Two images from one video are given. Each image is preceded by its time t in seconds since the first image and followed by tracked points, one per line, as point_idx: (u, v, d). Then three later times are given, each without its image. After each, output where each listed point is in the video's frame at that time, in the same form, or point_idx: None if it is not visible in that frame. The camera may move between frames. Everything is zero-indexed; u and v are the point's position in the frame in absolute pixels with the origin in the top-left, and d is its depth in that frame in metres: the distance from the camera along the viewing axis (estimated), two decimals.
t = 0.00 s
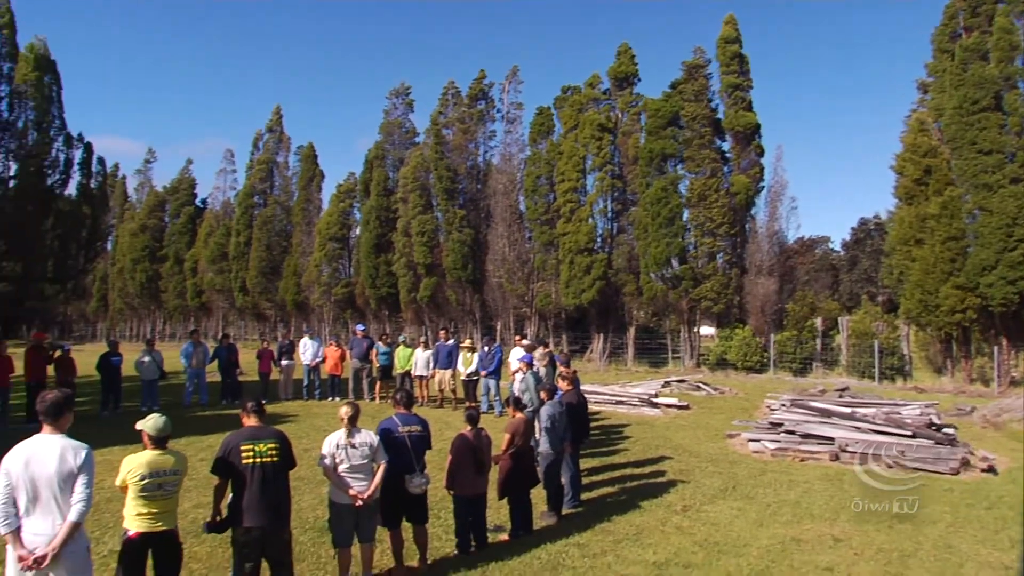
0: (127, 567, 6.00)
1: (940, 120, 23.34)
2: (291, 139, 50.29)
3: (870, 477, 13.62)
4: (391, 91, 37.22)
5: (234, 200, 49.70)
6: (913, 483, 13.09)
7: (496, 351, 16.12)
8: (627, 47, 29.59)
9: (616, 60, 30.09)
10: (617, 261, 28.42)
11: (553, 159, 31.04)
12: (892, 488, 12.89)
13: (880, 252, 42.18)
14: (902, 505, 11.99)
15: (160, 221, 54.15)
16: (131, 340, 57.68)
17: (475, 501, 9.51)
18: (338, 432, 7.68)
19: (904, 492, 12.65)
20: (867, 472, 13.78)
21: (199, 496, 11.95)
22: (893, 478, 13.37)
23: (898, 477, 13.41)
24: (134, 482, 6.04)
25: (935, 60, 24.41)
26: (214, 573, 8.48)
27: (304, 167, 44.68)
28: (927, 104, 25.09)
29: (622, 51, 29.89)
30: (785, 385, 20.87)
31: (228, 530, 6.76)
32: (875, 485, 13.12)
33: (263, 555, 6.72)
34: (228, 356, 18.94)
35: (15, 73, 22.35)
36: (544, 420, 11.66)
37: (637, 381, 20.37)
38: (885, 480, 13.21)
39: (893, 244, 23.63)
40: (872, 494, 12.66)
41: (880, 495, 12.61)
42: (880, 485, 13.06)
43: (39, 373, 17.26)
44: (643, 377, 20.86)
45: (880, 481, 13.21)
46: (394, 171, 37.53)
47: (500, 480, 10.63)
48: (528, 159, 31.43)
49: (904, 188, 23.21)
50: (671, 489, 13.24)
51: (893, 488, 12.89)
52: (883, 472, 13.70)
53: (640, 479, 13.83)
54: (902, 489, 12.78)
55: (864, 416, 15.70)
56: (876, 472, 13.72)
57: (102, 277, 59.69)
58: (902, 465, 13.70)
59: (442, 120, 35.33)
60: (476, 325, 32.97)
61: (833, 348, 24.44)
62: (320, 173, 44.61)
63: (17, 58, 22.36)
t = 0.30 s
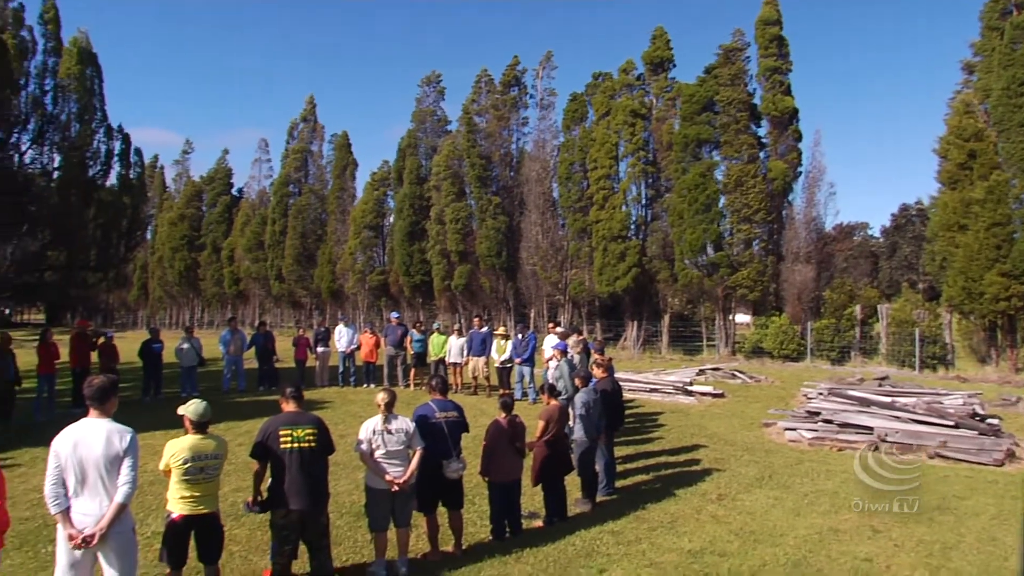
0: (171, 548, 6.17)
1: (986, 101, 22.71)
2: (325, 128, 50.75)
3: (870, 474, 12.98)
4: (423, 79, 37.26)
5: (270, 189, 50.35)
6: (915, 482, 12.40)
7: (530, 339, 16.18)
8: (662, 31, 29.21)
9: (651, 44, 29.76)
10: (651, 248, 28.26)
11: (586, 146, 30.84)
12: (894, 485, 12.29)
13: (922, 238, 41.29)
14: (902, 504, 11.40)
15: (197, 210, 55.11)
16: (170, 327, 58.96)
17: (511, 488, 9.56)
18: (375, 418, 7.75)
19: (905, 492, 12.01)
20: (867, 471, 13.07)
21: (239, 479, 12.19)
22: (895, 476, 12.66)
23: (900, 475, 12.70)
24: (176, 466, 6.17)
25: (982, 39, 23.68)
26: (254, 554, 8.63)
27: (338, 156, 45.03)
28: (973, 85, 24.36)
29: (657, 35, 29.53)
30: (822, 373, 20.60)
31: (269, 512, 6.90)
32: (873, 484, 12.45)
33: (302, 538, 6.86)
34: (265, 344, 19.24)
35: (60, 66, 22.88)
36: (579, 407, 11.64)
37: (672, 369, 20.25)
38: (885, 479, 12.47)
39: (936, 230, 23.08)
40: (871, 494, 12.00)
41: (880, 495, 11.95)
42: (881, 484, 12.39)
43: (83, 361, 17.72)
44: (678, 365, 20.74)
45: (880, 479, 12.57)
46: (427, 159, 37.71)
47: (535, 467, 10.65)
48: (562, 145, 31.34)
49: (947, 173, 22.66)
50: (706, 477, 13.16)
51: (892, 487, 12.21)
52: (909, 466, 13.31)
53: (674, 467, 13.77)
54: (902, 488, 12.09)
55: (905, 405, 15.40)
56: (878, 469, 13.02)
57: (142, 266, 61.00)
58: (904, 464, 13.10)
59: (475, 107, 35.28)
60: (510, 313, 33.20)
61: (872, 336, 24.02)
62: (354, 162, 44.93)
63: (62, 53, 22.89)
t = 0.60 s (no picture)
0: (211, 532, 6.30)
1: None
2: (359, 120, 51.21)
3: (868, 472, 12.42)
4: (455, 70, 37.31)
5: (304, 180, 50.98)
6: (915, 480, 11.91)
7: (564, 329, 16.17)
8: (697, 18, 28.88)
9: (685, 31, 29.46)
10: (686, 238, 28.08)
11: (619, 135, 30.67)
12: (892, 484, 11.78)
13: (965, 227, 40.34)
14: (902, 504, 10.97)
15: (234, 201, 56.01)
16: (208, 317, 60.06)
17: (545, 478, 9.60)
18: (410, 406, 7.82)
19: (905, 490, 11.56)
20: (867, 468, 12.60)
21: (276, 466, 12.40)
22: (895, 472, 12.18)
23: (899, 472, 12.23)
24: (216, 452, 6.29)
25: None
26: (291, 540, 8.78)
27: (372, 147, 45.37)
28: (1020, 69, 23.67)
29: (692, 22, 29.23)
30: (861, 364, 20.27)
31: (307, 497, 7.04)
32: (874, 482, 11.97)
33: (337, 524, 6.97)
34: (300, 334, 19.49)
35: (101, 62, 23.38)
36: (613, 397, 11.59)
37: (707, 359, 20.09)
38: (885, 476, 11.98)
39: (979, 219, 22.51)
40: (893, 490, 11.61)
41: (881, 494, 11.48)
42: (879, 483, 11.88)
43: (125, 348, 18.15)
44: (713, 356, 20.56)
45: (877, 477, 12.06)
46: (460, 150, 37.83)
47: (569, 457, 10.66)
48: (595, 134, 31.17)
49: (992, 160, 22.07)
50: (742, 469, 13.05)
51: (892, 485, 11.75)
52: (950, 460, 13.02)
53: (709, 458, 13.67)
54: (903, 487, 11.60)
55: (947, 397, 15.11)
56: (878, 468, 12.44)
57: (180, 257, 62.19)
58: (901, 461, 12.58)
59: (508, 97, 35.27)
60: (543, 303, 33.27)
61: (912, 327, 23.54)
62: (388, 153, 45.19)
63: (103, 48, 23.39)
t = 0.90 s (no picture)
0: (246, 520, 6.39)
1: None
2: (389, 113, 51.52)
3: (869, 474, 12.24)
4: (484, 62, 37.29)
5: (335, 173, 51.45)
6: (914, 483, 11.60)
7: (595, 321, 16.10)
8: (729, 6, 28.54)
9: (717, 20, 29.14)
10: (718, 230, 27.83)
11: (649, 126, 30.46)
12: (892, 486, 11.54)
13: (1007, 218, 39.35)
14: (902, 504, 10.67)
15: (266, 194, 56.70)
16: (241, 309, 60.91)
17: (575, 470, 9.59)
18: (442, 397, 7.84)
19: (905, 492, 11.26)
20: (866, 471, 12.26)
21: (309, 456, 12.56)
22: (894, 476, 11.88)
23: (897, 475, 11.96)
24: (246, 442, 6.40)
25: None
26: (324, 529, 8.87)
27: (403, 140, 45.55)
28: None
29: (724, 11, 28.88)
30: (897, 358, 19.90)
31: (340, 487, 7.11)
32: (873, 485, 11.67)
33: (369, 513, 7.04)
34: (332, 326, 19.66)
35: (137, 58, 23.79)
36: (644, 389, 11.51)
37: (739, 352, 19.89)
38: (885, 478, 11.79)
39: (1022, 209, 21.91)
40: (930, 487, 11.37)
41: (879, 494, 11.24)
42: (879, 484, 11.68)
43: (161, 339, 18.49)
44: (745, 349, 20.35)
45: (878, 480, 11.86)
46: (490, 141, 37.86)
47: (600, 450, 10.61)
48: (624, 125, 30.98)
49: None
50: (775, 462, 12.90)
51: (892, 488, 11.42)
52: (990, 456, 12.73)
53: (741, 451, 13.55)
54: (902, 488, 11.36)
55: (987, 392, 14.79)
56: (878, 470, 12.26)
57: (214, 249, 63.17)
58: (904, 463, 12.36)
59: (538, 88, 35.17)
60: (573, 295, 33.24)
61: (951, 321, 23.09)
62: (419, 145, 45.31)
63: (138, 44, 23.77)
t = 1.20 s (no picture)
0: (277, 508, 6.49)
1: None
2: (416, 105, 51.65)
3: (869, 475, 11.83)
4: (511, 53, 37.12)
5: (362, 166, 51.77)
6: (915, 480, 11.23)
7: (623, 313, 16.04)
8: None
9: (746, 9, 28.78)
10: (747, 221, 27.56)
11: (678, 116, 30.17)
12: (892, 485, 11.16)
13: None
14: (902, 503, 10.34)
15: (294, 186, 57.23)
16: (271, 300, 61.68)
17: (602, 462, 9.58)
18: (470, 388, 7.86)
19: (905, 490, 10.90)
20: (866, 471, 11.88)
21: (338, 446, 12.70)
22: (893, 474, 11.52)
23: (898, 473, 11.58)
24: (273, 432, 6.47)
25: None
26: (353, 518, 8.98)
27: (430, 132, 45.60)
28: None
29: None
30: (931, 351, 19.52)
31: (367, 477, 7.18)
32: (874, 484, 11.29)
33: (396, 503, 7.12)
34: (360, 317, 19.82)
35: (167, 52, 24.07)
36: (672, 382, 11.45)
37: (768, 345, 19.68)
38: (885, 477, 11.40)
39: None
40: (969, 483, 11.13)
41: (880, 494, 10.86)
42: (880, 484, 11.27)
43: (192, 329, 18.78)
44: (775, 341, 20.13)
45: (878, 479, 11.45)
46: (517, 133, 37.80)
47: (628, 443, 10.56)
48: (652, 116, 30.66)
49: None
50: (805, 456, 12.76)
51: (892, 487, 11.05)
52: None
53: (769, 444, 13.42)
54: (903, 487, 10.99)
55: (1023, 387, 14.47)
56: (879, 470, 11.84)
57: (244, 241, 63.96)
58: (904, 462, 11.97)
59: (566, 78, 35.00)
60: (601, 287, 33.15)
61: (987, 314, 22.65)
62: (446, 137, 45.33)
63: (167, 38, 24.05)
